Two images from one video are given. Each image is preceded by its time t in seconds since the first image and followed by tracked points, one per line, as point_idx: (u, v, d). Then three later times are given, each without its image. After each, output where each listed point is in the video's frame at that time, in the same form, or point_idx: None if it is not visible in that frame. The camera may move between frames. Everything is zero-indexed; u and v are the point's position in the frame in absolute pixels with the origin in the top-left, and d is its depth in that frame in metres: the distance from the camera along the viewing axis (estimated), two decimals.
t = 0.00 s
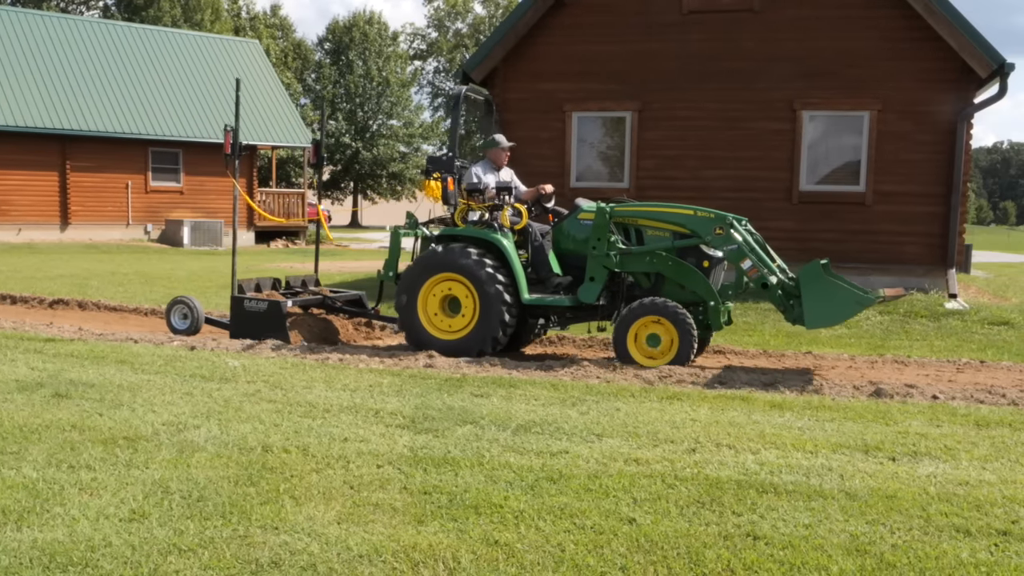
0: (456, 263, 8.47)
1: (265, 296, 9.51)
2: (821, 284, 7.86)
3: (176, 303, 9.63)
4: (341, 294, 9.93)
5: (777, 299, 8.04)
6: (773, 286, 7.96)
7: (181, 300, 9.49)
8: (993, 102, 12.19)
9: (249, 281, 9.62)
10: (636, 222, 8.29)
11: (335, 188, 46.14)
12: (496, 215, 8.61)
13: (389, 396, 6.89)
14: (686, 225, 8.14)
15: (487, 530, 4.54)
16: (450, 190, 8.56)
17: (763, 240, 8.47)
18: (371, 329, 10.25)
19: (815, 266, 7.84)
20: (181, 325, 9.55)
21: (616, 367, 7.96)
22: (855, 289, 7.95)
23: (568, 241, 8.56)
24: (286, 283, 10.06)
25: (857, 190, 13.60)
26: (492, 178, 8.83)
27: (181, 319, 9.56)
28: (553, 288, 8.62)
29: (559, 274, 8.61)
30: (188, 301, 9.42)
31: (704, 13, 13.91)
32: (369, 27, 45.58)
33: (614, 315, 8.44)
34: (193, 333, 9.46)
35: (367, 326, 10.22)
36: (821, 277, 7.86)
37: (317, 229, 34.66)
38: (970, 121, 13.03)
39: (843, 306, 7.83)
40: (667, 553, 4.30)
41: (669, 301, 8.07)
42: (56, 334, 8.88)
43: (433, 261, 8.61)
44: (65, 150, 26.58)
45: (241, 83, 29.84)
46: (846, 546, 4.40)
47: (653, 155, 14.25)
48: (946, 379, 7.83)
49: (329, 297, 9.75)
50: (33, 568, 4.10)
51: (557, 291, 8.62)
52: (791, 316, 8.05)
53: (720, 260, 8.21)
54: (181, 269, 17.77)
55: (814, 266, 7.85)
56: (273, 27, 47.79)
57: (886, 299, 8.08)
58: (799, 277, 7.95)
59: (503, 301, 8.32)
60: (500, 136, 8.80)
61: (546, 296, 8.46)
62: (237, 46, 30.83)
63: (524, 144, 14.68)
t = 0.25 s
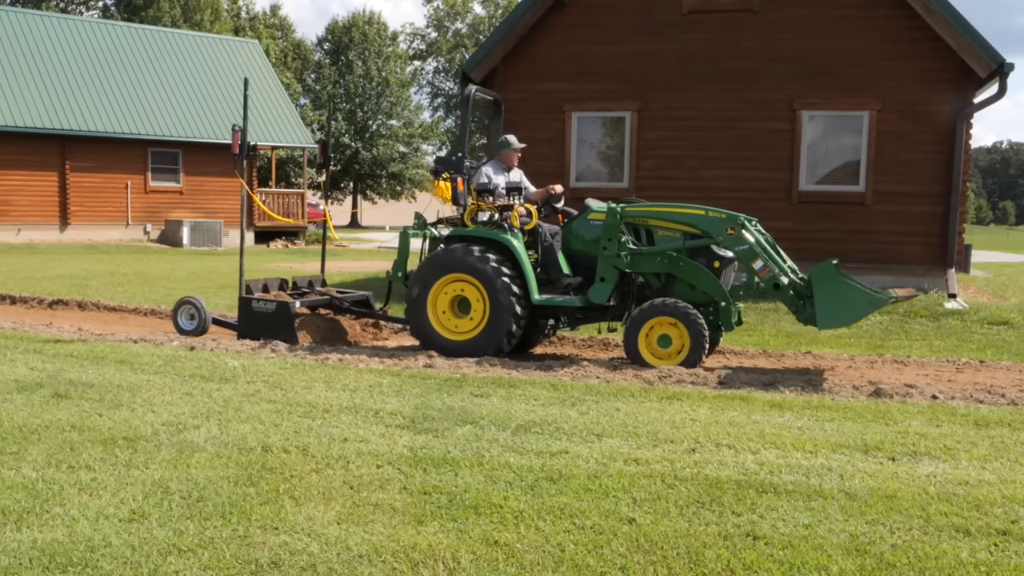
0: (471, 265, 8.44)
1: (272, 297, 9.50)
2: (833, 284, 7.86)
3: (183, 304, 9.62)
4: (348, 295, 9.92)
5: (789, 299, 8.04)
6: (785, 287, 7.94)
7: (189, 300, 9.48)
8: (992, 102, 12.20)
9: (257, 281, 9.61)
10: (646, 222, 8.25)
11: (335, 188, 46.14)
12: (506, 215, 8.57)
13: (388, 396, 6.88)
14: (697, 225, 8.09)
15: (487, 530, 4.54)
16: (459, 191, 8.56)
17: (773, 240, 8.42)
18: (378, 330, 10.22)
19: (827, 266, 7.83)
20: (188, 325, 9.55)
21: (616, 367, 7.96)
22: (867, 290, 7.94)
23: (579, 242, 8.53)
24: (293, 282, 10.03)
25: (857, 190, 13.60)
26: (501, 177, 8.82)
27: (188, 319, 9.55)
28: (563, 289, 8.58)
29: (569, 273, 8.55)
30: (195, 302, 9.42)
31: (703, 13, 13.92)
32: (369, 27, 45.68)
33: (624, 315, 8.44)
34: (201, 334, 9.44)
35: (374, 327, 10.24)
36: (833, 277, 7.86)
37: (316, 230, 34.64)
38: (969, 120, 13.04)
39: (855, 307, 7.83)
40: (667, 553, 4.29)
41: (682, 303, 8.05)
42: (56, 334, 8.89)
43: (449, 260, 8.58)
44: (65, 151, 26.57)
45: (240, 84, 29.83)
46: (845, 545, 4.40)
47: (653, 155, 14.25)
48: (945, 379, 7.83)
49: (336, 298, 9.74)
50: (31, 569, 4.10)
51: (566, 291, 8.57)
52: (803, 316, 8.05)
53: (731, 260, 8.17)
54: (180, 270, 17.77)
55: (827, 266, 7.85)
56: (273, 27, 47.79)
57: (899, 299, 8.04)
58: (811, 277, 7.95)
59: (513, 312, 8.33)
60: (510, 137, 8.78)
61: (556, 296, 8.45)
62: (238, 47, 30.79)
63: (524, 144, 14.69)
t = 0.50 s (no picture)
0: (486, 270, 8.35)
1: (278, 297, 9.46)
2: (844, 285, 7.86)
3: (188, 304, 9.60)
4: (353, 296, 9.88)
5: (799, 300, 8.04)
6: (795, 287, 7.98)
7: (195, 301, 9.45)
8: (988, 102, 12.22)
9: (262, 281, 9.58)
10: (654, 223, 8.25)
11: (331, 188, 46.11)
12: (513, 215, 8.46)
13: (386, 396, 6.88)
14: (706, 226, 8.10)
15: (485, 530, 4.54)
16: (468, 190, 8.46)
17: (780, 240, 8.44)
18: (383, 330, 10.24)
19: (839, 266, 7.83)
20: (192, 326, 9.52)
21: (614, 367, 7.96)
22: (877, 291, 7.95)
23: (587, 243, 8.54)
24: (298, 283, 10.01)
25: (854, 190, 13.63)
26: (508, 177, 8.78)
27: (193, 320, 9.52)
28: (571, 289, 8.56)
29: (577, 274, 8.56)
30: (200, 302, 9.38)
31: (700, 14, 13.94)
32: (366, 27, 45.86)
33: (633, 316, 8.40)
34: (208, 333, 9.41)
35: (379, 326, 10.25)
36: (844, 278, 7.86)
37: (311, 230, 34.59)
38: (966, 121, 13.07)
39: (866, 307, 7.83)
40: (664, 553, 4.30)
41: (693, 304, 8.02)
42: (52, 334, 8.88)
43: (463, 260, 8.46)
44: (60, 150, 26.52)
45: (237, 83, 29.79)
46: (842, 545, 4.40)
47: (649, 154, 14.26)
48: (942, 379, 7.84)
49: (342, 299, 9.70)
50: (28, 569, 4.09)
51: (575, 292, 8.56)
52: (813, 317, 8.06)
53: (739, 261, 8.19)
54: (177, 269, 17.75)
55: (838, 267, 7.85)
56: (269, 26, 47.75)
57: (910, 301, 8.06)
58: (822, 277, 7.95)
59: (522, 324, 8.30)
60: (517, 138, 8.79)
61: (564, 297, 8.41)
62: (234, 47, 30.68)
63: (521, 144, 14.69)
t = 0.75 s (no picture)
0: (495, 275, 8.30)
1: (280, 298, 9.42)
2: (850, 285, 7.88)
3: (188, 305, 9.59)
4: (354, 296, 9.85)
5: (803, 300, 8.02)
6: (800, 288, 7.95)
7: (195, 302, 9.44)
8: (980, 102, 12.25)
9: (263, 282, 9.57)
10: (659, 223, 8.22)
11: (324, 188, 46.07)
12: (518, 216, 8.48)
13: (380, 396, 6.87)
14: (711, 226, 8.07)
15: (479, 530, 4.54)
16: (471, 191, 8.48)
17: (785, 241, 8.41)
18: (384, 330, 10.21)
19: (844, 266, 7.86)
20: (192, 326, 9.50)
21: (607, 367, 7.97)
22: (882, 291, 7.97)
23: (592, 243, 8.51)
24: (298, 283, 9.99)
25: (847, 190, 13.66)
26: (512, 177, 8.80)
27: (193, 321, 9.49)
28: (575, 290, 8.57)
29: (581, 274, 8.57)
30: (201, 303, 9.36)
31: (693, 14, 13.96)
32: (360, 27, 46.06)
33: (638, 317, 8.38)
34: (208, 335, 9.41)
35: (379, 327, 10.22)
36: (849, 277, 7.88)
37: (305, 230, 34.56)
38: (959, 121, 13.09)
39: (871, 308, 7.85)
40: (658, 553, 4.30)
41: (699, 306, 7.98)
42: (44, 334, 8.85)
43: (475, 260, 8.41)
44: (54, 150, 26.45)
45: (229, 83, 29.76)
46: (835, 545, 4.41)
47: (643, 154, 14.27)
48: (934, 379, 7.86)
49: (344, 300, 9.66)
50: (20, 571, 4.08)
51: (579, 292, 8.57)
52: (818, 317, 8.05)
53: (744, 261, 8.15)
54: (170, 269, 17.71)
55: (843, 266, 7.86)
56: (263, 26, 47.70)
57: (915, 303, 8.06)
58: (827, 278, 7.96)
59: (520, 336, 8.30)
60: (523, 139, 8.81)
61: (568, 297, 8.39)
62: (227, 46, 30.61)
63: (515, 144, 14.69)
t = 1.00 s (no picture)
0: (500, 281, 8.26)
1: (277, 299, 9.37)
2: (849, 286, 7.89)
3: (184, 306, 9.52)
4: (351, 296, 9.88)
5: (804, 300, 8.02)
6: (800, 288, 7.97)
7: (191, 303, 9.38)
8: (967, 103, 12.31)
9: (260, 283, 9.51)
10: (659, 224, 8.22)
11: (313, 188, 46.00)
12: (517, 216, 8.46)
13: (369, 397, 6.86)
14: (711, 227, 8.08)
15: (468, 530, 4.54)
16: (469, 190, 8.53)
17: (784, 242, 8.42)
18: (381, 332, 10.15)
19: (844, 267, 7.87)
20: (189, 328, 9.46)
21: (596, 367, 7.98)
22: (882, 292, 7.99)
23: (592, 244, 8.51)
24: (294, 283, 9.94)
25: (835, 191, 13.71)
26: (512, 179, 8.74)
27: (189, 322, 9.45)
28: (575, 291, 8.57)
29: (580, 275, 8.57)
30: (197, 304, 9.30)
31: (681, 15, 13.99)
32: (349, 26, 46.28)
33: (638, 317, 8.37)
34: (204, 336, 9.35)
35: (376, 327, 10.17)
36: (848, 278, 7.91)
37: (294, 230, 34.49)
38: (947, 121, 13.15)
39: (872, 309, 7.86)
40: (647, 553, 4.30)
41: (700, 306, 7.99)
42: (31, 334, 8.83)
43: (482, 263, 8.33)
44: (41, 150, 26.33)
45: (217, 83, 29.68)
46: (824, 544, 4.42)
47: (631, 155, 14.29)
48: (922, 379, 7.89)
49: (340, 301, 9.60)
50: (6, 573, 4.05)
51: (578, 293, 8.56)
52: (819, 319, 8.05)
53: (744, 262, 8.16)
54: (158, 270, 17.65)
55: (843, 268, 7.88)
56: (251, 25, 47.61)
57: (915, 304, 8.06)
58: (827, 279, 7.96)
59: (514, 348, 8.32)
60: (522, 139, 8.78)
61: (568, 298, 8.39)
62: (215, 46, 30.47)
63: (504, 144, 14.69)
